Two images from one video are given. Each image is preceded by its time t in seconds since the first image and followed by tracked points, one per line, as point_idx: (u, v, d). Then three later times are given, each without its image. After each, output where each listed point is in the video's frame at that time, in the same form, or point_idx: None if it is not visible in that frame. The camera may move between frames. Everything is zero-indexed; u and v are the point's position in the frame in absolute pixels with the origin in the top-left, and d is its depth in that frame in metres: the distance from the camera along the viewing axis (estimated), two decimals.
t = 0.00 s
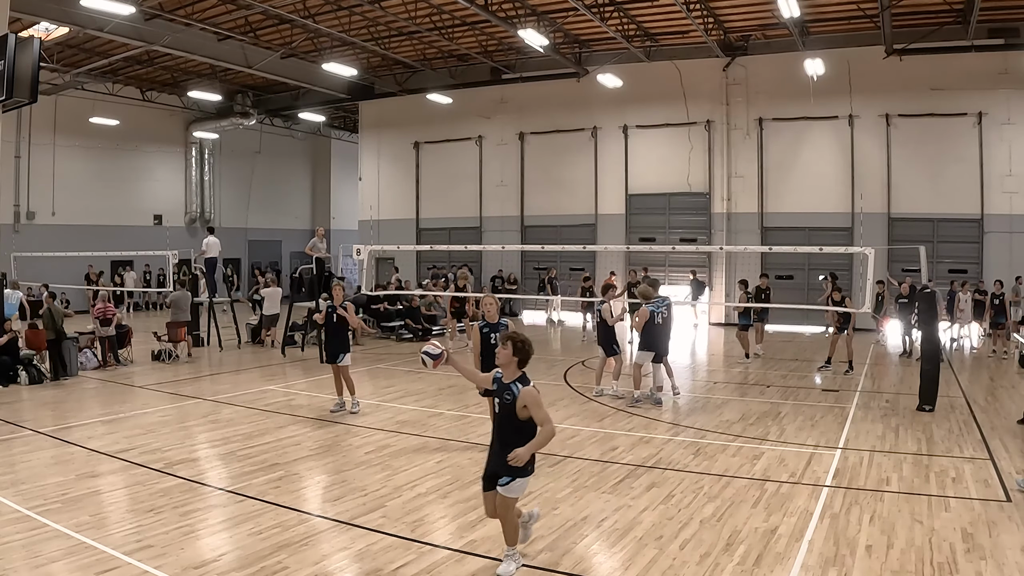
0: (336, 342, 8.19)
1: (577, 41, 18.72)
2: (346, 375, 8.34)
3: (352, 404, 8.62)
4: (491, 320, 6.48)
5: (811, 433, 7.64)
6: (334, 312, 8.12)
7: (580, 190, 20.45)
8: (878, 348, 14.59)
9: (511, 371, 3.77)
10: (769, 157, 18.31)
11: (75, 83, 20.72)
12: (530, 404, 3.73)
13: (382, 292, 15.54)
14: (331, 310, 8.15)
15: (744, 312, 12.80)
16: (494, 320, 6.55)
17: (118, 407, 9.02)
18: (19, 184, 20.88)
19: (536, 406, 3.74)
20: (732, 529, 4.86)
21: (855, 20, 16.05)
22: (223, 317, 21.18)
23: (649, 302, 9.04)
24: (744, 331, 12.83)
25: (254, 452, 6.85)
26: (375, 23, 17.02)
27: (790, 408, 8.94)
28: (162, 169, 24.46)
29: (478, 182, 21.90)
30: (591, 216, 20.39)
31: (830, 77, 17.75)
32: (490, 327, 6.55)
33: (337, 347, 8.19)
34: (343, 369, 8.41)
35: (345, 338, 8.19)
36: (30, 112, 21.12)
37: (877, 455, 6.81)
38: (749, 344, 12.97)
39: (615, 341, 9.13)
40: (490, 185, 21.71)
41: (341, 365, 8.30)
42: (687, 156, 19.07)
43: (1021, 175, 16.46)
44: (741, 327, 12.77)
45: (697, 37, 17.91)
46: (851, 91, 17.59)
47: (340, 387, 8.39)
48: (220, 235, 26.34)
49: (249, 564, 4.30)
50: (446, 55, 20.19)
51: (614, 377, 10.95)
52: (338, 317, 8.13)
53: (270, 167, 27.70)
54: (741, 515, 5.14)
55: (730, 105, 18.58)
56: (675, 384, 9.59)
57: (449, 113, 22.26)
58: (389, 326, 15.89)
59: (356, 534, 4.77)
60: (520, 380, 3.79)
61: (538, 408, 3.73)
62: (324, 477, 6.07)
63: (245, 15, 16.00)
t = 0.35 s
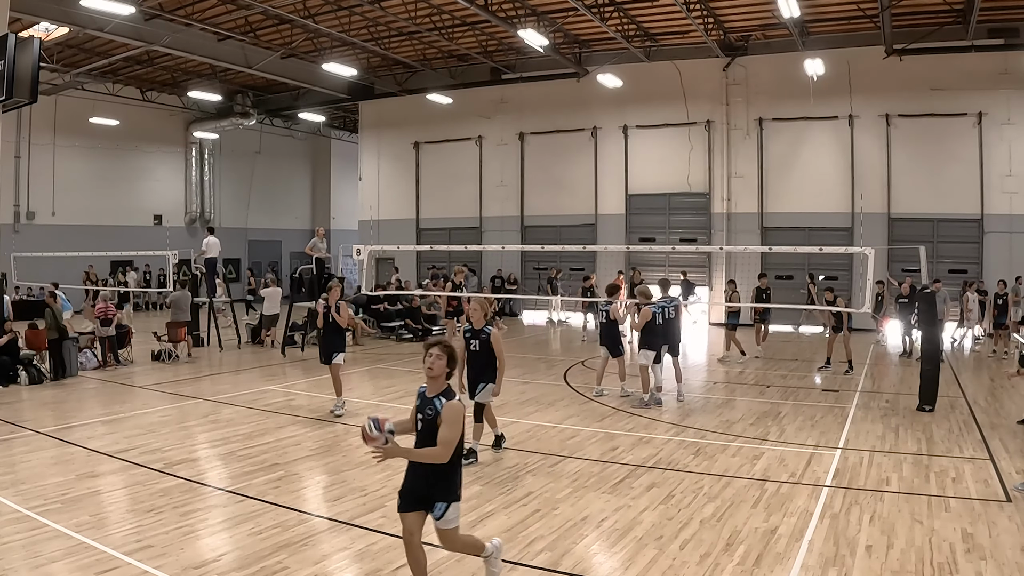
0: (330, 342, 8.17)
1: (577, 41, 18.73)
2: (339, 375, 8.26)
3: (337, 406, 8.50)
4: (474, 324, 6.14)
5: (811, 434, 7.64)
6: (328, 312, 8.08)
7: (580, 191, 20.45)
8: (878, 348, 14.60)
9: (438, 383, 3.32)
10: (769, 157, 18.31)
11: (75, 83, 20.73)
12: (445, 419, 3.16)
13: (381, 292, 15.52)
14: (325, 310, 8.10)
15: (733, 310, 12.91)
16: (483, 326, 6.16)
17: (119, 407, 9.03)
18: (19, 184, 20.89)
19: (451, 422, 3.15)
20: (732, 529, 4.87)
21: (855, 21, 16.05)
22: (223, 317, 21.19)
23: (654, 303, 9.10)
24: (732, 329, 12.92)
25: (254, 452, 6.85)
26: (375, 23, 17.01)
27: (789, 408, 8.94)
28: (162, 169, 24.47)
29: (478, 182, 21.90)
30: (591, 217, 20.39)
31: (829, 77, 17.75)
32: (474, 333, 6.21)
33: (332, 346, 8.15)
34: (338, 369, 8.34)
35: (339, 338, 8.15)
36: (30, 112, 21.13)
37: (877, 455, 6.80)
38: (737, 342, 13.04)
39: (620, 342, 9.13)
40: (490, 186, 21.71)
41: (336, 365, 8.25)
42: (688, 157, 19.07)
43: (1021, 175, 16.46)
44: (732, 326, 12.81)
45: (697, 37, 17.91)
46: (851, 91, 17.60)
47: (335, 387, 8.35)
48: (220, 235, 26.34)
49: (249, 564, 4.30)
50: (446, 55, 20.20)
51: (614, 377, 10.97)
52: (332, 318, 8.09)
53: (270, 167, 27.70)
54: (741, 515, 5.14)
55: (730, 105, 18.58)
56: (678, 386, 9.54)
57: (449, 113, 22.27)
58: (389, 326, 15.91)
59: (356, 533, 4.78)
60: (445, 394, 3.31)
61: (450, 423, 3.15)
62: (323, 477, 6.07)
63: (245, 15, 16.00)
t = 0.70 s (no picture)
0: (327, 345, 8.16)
1: (577, 41, 18.73)
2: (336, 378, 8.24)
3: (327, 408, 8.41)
4: (454, 322, 6.18)
5: (811, 434, 7.63)
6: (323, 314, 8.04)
7: (580, 191, 20.45)
8: (878, 348, 14.61)
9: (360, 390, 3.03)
10: (769, 157, 18.30)
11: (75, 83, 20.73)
12: (391, 424, 2.98)
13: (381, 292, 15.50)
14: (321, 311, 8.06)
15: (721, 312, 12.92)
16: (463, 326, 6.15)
17: (119, 407, 9.03)
18: (19, 184, 20.89)
19: (397, 425, 2.99)
20: (732, 529, 4.87)
21: (855, 21, 16.05)
22: (223, 317, 21.18)
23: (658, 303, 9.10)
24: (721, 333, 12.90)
25: (254, 452, 6.85)
26: (375, 23, 17.01)
27: (789, 408, 8.94)
28: (162, 169, 24.46)
29: (478, 183, 21.90)
30: (591, 217, 20.39)
31: (829, 77, 17.75)
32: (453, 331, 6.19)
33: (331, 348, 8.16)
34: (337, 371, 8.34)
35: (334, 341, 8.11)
36: (30, 112, 21.13)
37: (877, 455, 6.80)
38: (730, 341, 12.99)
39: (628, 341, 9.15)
40: (490, 186, 21.71)
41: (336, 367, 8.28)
42: (688, 157, 19.07)
43: (1021, 175, 16.46)
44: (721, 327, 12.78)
45: (696, 37, 17.92)
46: (850, 91, 17.60)
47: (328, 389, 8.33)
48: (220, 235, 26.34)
49: (249, 564, 4.30)
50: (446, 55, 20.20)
51: (615, 377, 10.98)
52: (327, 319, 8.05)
53: (270, 166, 27.70)
54: (741, 515, 5.14)
55: (730, 105, 18.58)
56: (679, 386, 9.52)
57: (449, 113, 22.27)
58: (389, 326, 15.91)
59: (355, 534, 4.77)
60: (372, 401, 3.04)
61: (399, 430, 2.98)
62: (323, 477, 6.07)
63: (245, 15, 16.00)
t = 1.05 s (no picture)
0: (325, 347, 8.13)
1: (577, 42, 18.73)
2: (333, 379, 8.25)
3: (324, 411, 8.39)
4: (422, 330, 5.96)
5: (811, 433, 7.64)
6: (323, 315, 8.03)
7: (580, 191, 20.46)
8: (878, 348, 14.62)
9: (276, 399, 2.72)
10: (769, 157, 18.31)
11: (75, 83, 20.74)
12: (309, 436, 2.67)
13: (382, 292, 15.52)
14: (320, 313, 8.05)
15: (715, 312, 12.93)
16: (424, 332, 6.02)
17: (119, 407, 9.02)
18: (18, 184, 20.89)
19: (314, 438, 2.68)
20: (732, 529, 4.87)
21: (855, 20, 16.05)
22: (223, 317, 21.18)
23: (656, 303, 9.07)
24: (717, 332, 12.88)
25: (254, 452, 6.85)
26: (375, 23, 17.01)
27: (789, 408, 8.94)
28: (162, 170, 24.46)
29: (478, 183, 21.90)
30: (591, 217, 20.39)
31: (829, 77, 17.75)
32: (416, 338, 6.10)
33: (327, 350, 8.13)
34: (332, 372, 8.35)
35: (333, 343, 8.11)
36: (30, 112, 21.13)
37: (877, 455, 6.80)
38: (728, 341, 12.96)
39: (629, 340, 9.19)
40: (490, 186, 21.71)
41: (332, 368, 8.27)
42: (687, 157, 19.07)
43: (1021, 175, 16.46)
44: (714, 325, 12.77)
45: (696, 37, 17.93)
46: (850, 91, 17.60)
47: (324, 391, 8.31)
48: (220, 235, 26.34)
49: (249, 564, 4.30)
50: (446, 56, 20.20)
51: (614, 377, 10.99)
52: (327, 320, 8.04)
53: (270, 166, 27.70)
54: (740, 515, 5.14)
55: (730, 105, 18.58)
56: (680, 386, 9.52)
57: (449, 113, 22.27)
58: (389, 326, 15.92)
59: (356, 534, 4.77)
60: (290, 411, 2.73)
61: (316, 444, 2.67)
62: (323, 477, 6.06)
63: (245, 15, 15.99)
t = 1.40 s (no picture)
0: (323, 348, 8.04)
1: (577, 42, 18.73)
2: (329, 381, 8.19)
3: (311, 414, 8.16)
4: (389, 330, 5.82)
5: (811, 433, 7.64)
6: (321, 316, 7.95)
7: (580, 191, 20.46)
8: (878, 348, 14.62)
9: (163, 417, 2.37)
10: (769, 157, 18.30)
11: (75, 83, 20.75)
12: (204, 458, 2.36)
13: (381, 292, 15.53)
14: (317, 314, 7.98)
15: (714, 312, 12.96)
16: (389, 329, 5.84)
17: (119, 407, 9.03)
18: (19, 185, 20.90)
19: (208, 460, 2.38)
20: (732, 529, 4.87)
21: (855, 21, 16.05)
22: (223, 317, 21.19)
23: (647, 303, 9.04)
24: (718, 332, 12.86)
25: (253, 452, 6.85)
26: (375, 23, 17.01)
27: (789, 408, 8.95)
28: (162, 170, 24.46)
29: (478, 182, 21.91)
30: (591, 217, 20.39)
31: (829, 77, 17.75)
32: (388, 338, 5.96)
33: (326, 352, 8.10)
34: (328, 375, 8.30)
35: (332, 344, 8.04)
36: (30, 112, 21.14)
37: (877, 455, 6.80)
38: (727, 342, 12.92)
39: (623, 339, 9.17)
40: (490, 186, 21.72)
41: (329, 370, 8.23)
42: (687, 157, 19.07)
43: (1021, 175, 16.46)
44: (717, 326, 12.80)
45: (696, 37, 17.93)
46: (851, 91, 17.60)
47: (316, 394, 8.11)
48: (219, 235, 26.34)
49: (249, 564, 4.30)
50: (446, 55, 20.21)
51: (614, 377, 11.00)
52: (326, 321, 7.97)
53: (270, 166, 27.71)
54: (740, 515, 5.14)
55: (730, 105, 18.58)
56: (679, 385, 9.53)
57: (449, 113, 22.27)
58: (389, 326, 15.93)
59: (355, 534, 4.77)
60: (181, 429, 2.39)
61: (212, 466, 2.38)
62: (324, 477, 6.07)
63: (245, 15, 15.99)
